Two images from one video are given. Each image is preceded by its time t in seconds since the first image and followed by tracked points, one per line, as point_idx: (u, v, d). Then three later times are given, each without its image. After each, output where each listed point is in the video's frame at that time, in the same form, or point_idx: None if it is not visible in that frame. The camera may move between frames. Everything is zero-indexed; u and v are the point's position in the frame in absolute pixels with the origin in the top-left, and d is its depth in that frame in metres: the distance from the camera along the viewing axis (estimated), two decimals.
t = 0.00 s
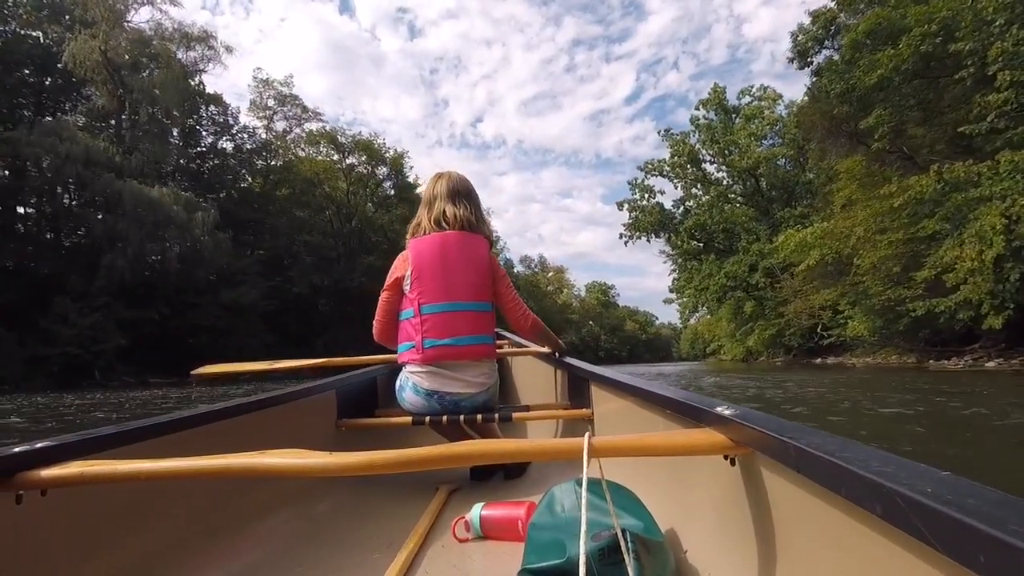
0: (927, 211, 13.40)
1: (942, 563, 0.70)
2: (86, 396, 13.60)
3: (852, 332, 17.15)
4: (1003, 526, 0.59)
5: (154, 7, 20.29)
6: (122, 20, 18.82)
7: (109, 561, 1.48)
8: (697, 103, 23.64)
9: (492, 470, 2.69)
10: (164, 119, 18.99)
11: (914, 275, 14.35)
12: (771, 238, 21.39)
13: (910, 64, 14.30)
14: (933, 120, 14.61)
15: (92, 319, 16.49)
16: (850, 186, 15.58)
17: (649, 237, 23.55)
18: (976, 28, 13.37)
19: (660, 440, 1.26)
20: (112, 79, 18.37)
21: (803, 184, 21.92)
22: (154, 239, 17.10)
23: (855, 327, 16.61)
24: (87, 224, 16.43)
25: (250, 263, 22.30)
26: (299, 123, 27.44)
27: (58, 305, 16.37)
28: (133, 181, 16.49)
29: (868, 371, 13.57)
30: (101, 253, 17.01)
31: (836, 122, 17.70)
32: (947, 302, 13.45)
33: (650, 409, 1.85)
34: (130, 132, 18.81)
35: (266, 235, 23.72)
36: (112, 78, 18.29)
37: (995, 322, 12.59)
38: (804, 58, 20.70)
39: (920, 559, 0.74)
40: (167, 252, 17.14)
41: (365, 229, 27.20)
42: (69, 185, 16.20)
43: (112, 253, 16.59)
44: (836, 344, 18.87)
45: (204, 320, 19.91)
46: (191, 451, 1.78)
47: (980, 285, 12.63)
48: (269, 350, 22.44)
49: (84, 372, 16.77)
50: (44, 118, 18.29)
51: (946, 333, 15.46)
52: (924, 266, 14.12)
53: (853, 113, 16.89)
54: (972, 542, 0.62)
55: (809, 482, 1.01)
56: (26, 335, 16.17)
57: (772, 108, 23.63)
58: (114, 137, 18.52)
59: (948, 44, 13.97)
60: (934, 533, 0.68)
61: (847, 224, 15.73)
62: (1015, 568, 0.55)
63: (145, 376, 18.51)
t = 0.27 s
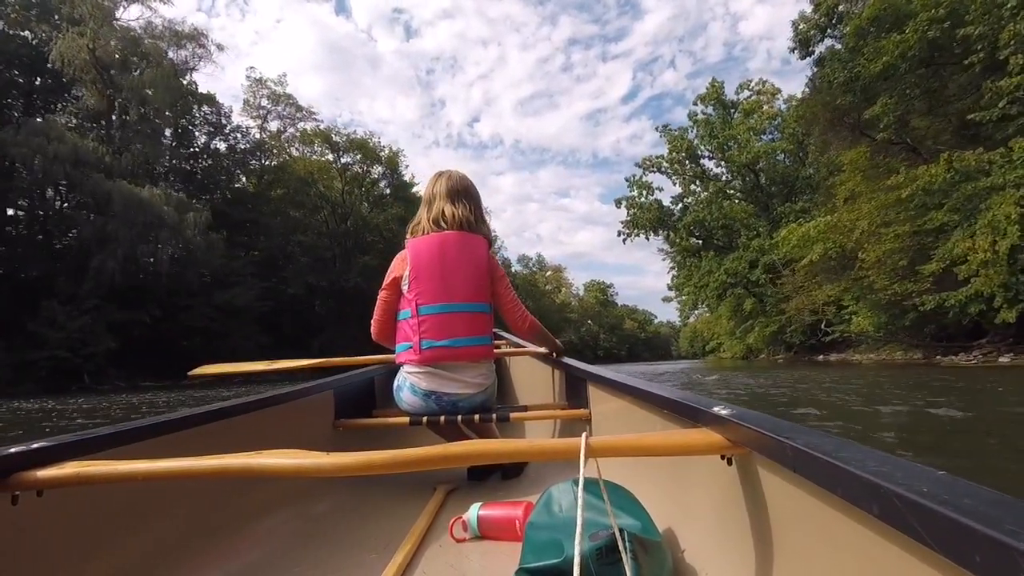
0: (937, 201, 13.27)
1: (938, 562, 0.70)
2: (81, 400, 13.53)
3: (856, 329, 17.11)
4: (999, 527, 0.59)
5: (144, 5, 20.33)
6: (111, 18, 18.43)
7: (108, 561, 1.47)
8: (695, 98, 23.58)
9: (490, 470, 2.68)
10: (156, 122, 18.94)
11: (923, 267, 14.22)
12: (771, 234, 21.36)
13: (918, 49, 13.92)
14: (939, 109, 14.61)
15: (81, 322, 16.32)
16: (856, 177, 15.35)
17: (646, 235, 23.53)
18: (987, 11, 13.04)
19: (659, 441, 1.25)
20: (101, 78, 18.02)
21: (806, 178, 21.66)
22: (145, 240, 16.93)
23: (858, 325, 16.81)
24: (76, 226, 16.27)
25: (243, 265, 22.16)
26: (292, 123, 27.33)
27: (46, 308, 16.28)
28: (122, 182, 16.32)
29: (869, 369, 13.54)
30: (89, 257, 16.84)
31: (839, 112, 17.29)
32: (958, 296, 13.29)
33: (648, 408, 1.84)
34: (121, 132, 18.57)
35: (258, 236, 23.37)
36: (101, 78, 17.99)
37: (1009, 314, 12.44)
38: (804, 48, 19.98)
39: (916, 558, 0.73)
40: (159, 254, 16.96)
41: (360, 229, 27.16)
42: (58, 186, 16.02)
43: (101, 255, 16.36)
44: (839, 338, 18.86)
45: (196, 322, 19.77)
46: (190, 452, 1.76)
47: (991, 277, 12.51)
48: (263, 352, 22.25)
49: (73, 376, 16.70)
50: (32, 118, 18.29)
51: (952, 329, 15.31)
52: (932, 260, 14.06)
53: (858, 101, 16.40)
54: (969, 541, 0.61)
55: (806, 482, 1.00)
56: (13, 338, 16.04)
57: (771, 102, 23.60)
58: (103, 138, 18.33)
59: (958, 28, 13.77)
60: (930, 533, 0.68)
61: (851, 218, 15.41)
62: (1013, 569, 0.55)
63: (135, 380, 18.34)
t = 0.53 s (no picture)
0: (949, 195, 12.81)
1: (935, 562, 0.69)
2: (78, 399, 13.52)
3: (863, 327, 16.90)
4: (994, 526, 0.58)
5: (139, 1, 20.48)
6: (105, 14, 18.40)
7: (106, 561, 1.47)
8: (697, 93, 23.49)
9: (488, 470, 2.68)
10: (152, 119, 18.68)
11: (934, 264, 13.89)
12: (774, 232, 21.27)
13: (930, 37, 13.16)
14: (948, 102, 14.10)
15: (72, 320, 16.18)
16: (864, 170, 15.07)
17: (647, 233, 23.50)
18: None
19: (654, 440, 1.25)
20: (95, 74, 17.84)
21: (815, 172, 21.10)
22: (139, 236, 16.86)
23: (865, 324, 16.61)
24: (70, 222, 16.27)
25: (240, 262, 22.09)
26: (290, 120, 27.29)
27: (38, 307, 16.18)
28: (115, 177, 16.24)
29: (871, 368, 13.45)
30: (84, 254, 16.80)
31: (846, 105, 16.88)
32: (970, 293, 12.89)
33: (645, 408, 1.83)
34: (115, 128, 18.56)
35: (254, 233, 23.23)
36: (95, 73, 17.81)
37: None
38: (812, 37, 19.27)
39: (912, 559, 0.73)
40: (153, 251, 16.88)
41: (358, 227, 27.13)
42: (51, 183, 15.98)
43: (94, 252, 16.34)
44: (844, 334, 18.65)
45: (191, 320, 19.66)
46: (187, 452, 1.76)
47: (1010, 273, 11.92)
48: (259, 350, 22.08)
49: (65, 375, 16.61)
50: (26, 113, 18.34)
51: (962, 327, 15.09)
52: (943, 256, 13.72)
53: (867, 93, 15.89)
54: (961, 541, 0.61)
55: (802, 482, 1.00)
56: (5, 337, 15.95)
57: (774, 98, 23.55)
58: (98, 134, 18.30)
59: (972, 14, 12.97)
60: (925, 534, 0.67)
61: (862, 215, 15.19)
62: (1007, 570, 0.54)
63: (129, 379, 18.22)
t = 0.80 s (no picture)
0: (966, 191, 12.57)
1: (933, 562, 0.68)
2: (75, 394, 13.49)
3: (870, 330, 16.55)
4: (989, 524, 0.58)
5: None
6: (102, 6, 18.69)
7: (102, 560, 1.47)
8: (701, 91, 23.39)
9: (486, 469, 2.67)
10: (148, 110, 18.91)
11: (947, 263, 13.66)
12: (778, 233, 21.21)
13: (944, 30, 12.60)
14: (961, 98, 13.71)
15: (65, 314, 16.01)
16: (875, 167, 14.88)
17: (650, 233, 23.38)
18: None
19: (651, 440, 1.24)
20: (90, 65, 18.02)
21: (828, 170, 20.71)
22: (133, 232, 17.00)
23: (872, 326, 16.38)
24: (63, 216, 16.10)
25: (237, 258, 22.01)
26: (289, 115, 27.22)
27: (29, 300, 15.93)
28: (109, 171, 16.18)
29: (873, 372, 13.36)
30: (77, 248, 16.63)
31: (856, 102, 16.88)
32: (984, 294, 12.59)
33: (643, 408, 1.81)
34: (111, 122, 18.40)
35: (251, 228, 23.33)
36: (91, 66, 17.99)
37: None
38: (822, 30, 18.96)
39: (906, 558, 0.72)
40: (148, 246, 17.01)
41: (357, 223, 27.03)
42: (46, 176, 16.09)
43: (87, 245, 16.35)
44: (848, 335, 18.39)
45: (186, 316, 19.58)
46: (184, 451, 1.76)
47: None
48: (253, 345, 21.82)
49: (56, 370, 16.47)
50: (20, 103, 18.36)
51: (971, 330, 14.88)
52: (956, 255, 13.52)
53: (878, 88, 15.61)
54: (958, 540, 0.60)
55: (797, 481, 0.99)
56: None
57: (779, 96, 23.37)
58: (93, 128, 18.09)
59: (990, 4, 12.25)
60: (918, 529, 0.66)
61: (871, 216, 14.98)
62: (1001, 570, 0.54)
63: (120, 374, 18.13)
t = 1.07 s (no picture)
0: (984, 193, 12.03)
1: (933, 563, 0.67)
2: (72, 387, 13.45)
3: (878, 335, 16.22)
4: (987, 525, 0.57)
5: None
6: None
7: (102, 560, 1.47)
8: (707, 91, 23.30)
9: (485, 470, 2.66)
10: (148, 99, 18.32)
11: (961, 267, 13.62)
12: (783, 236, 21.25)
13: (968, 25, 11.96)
14: (977, 98, 13.67)
15: (55, 306, 15.97)
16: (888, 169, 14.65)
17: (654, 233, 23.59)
18: None
19: (649, 441, 1.23)
20: (89, 53, 18.01)
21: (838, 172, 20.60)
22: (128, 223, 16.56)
23: (880, 331, 16.11)
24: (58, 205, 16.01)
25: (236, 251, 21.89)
26: (290, 109, 27.15)
27: (21, 290, 15.98)
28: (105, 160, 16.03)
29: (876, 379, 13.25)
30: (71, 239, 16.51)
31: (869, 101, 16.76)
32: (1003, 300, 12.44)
33: (643, 410, 1.80)
34: (109, 112, 18.08)
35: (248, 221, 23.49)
36: (89, 54, 17.95)
37: None
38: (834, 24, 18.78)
39: (908, 560, 0.71)
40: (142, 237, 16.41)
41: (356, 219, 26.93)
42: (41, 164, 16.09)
43: (81, 236, 16.07)
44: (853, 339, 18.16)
45: (182, 309, 19.08)
46: (183, 450, 1.75)
47: None
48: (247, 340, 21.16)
49: (47, 362, 16.38)
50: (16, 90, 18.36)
51: (982, 338, 14.82)
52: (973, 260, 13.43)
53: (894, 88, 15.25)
54: (957, 542, 0.59)
55: (797, 483, 0.98)
56: None
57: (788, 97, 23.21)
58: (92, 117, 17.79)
59: None
60: (916, 527, 0.66)
61: (882, 216, 14.39)
62: (1001, 571, 0.53)
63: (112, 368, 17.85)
